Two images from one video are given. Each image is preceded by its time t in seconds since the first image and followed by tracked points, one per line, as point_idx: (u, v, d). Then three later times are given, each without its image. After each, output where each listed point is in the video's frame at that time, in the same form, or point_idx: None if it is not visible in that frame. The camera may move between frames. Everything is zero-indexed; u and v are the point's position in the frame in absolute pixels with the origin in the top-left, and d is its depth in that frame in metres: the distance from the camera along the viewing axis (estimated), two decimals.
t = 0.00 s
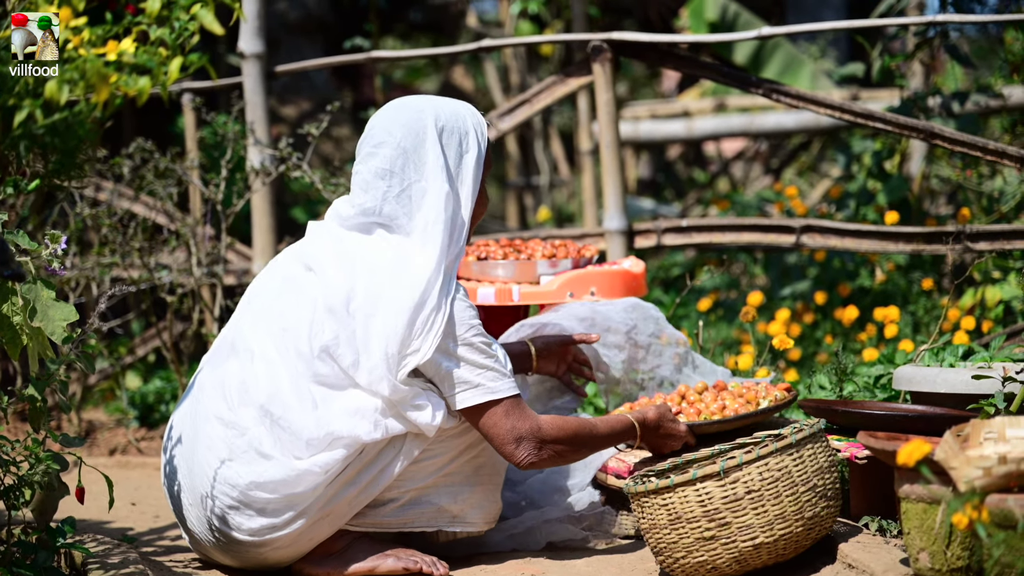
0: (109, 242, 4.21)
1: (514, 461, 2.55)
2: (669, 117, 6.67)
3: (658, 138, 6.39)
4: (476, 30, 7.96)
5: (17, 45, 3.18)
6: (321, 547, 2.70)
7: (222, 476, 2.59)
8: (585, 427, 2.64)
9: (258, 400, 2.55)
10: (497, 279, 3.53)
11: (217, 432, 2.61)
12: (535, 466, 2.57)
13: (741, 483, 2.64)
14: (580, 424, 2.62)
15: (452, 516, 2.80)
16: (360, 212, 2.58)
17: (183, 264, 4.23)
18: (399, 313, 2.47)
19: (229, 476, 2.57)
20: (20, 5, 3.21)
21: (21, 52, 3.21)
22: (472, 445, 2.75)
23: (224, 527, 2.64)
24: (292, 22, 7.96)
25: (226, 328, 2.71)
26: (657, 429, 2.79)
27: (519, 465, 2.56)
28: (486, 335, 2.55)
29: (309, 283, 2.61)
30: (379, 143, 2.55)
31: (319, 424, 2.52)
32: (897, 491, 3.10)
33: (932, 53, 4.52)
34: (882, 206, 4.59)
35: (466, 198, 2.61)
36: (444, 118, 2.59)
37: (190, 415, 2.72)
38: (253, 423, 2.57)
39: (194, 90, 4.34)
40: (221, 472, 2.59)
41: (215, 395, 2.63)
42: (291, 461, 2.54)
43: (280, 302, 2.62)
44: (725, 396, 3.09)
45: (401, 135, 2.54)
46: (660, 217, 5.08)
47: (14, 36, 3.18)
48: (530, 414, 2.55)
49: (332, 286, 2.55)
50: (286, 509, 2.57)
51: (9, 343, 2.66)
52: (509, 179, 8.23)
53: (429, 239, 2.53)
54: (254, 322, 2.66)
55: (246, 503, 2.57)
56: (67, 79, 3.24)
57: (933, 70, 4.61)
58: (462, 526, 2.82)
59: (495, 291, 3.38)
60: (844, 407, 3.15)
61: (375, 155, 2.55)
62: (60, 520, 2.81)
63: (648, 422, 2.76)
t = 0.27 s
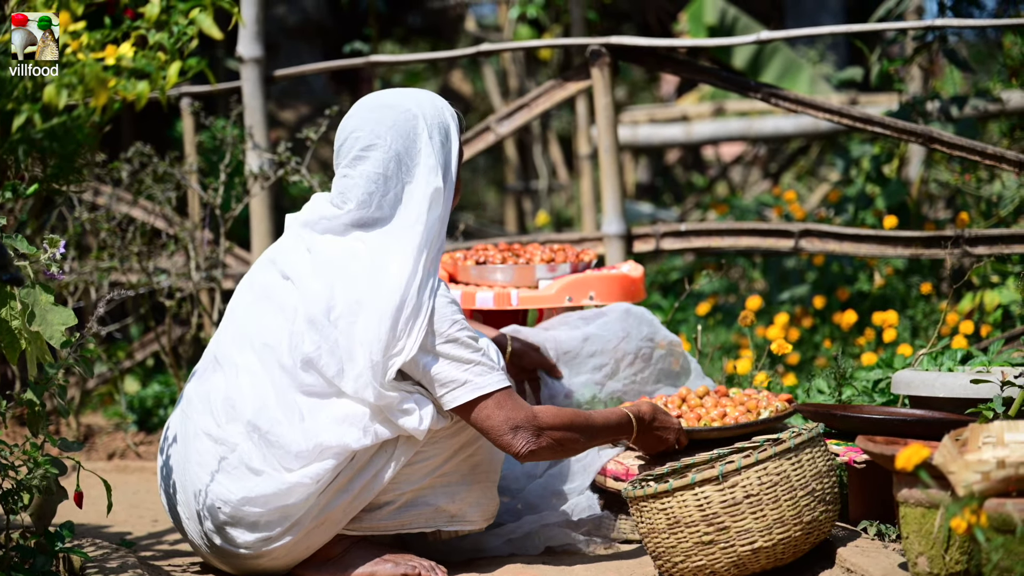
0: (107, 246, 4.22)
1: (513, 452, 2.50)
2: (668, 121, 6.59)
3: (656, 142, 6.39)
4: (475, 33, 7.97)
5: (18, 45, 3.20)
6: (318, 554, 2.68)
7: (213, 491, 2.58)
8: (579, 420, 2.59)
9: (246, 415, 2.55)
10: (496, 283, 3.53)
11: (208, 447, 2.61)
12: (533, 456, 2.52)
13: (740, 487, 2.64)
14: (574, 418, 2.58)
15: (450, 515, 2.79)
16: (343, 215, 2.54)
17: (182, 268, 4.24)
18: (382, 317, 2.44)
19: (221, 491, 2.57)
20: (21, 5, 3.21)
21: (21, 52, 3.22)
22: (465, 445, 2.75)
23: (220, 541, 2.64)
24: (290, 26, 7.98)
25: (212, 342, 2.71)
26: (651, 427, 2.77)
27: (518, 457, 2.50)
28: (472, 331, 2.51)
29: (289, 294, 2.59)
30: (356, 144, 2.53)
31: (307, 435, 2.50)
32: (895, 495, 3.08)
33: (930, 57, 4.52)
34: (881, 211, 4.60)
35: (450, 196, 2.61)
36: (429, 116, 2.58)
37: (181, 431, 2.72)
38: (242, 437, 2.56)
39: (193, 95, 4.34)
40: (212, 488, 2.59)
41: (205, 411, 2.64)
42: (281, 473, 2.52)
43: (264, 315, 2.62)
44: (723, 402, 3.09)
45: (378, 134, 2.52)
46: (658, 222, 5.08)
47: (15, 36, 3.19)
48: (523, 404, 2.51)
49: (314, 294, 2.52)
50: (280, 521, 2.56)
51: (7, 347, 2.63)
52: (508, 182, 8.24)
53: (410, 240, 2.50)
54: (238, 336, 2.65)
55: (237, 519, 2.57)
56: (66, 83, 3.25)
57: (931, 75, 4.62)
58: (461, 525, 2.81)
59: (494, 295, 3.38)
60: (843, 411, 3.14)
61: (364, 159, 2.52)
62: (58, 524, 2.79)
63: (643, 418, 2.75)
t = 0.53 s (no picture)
0: (106, 247, 4.23)
1: (502, 453, 2.44)
2: (668, 120, 6.52)
3: (654, 142, 6.40)
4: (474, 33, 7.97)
5: (18, 45, 3.20)
6: (316, 555, 2.69)
7: (206, 498, 2.59)
8: (569, 424, 2.55)
9: (235, 423, 2.54)
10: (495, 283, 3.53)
11: (201, 455, 2.61)
12: (524, 458, 2.46)
13: (738, 487, 2.64)
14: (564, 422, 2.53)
15: (449, 513, 2.79)
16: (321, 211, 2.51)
17: (180, 268, 4.24)
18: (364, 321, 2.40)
19: (214, 499, 2.58)
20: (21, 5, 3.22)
21: (21, 52, 3.21)
22: (461, 444, 2.73)
23: (216, 547, 2.65)
24: (288, 27, 7.96)
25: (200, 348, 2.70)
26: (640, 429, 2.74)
27: (507, 458, 2.45)
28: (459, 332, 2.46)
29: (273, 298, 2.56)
30: (337, 143, 2.51)
31: (296, 443, 2.49)
32: (893, 496, 3.09)
33: (929, 58, 4.53)
34: (879, 211, 4.60)
35: (435, 195, 2.54)
36: (410, 115, 2.52)
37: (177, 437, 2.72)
38: (233, 445, 2.56)
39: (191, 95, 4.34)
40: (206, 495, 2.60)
41: (197, 419, 2.63)
42: (273, 481, 2.53)
43: (248, 321, 2.59)
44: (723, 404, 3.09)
45: (358, 132, 2.49)
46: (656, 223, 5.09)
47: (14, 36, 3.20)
48: (511, 405, 2.47)
49: (297, 298, 2.49)
50: (274, 529, 2.57)
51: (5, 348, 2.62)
52: (507, 182, 8.24)
53: (390, 241, 2.46)
54: (223, 343, 2.63)
55: (231, 527, 2.58)
56: (64, 83, 3.30)
57: (929, 76, 4.62)
58: (460, 522, 2.81)
59: (492, 295, 3.37)
60: (841, 412, 3.14)
61: (339, 152, 2.50)
62: (56, 525, 2.77)
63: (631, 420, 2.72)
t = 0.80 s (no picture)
0: (105, 247, 4.24)
1: (492, 454, 2.38)
2: (666, 121, 6.55)
3: (653, 143, 6.40)
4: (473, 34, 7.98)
5: (18, 45, 3.20)
6: (315, 556, 2.69)
7: (203, 501, 2.59)
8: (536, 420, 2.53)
9: (227, 427, 2.54)
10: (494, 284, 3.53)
11: (195, 459, 2.61)
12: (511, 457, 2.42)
13: (737, 488, 2.63)
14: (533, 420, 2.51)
15: (447, 511, 2.80)
16: (311, 209, 2.50)
17: (179, 269, 4.25)
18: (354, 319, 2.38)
19: (210, 503, 2.57)
20: (22, 5, 3.23)
21: (21, 52, 3.22)
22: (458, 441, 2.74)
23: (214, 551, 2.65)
24: (288, 27, 7.96)
25: (190, 350, 2.69)
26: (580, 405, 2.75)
27: (497, 460, 2.39)
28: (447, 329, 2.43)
29: (261, 301, 2.54)
30: (336, 133, 2.48)
31: (289, 445, 2.49)
32: (892, 497, 3.09)
33: (928, 58, 4.53)
34: (878, 212, 4.60)
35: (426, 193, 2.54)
36: (415, 112, 2.53)
37: (172, 441, 2.72)
38: (226, 448, 2.56)
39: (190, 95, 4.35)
40: (203, 499, 2.60)
41: (191, 424, 2.64)
42: (268, 483, 2.52)
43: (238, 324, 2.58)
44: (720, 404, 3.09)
45: (358, 123, 2.47)
46: (656, 223, 5.09)
47: (14, 36, 3.21)
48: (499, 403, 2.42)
49: (286, 299, 2.48)
50: (272, 531, 2.56)
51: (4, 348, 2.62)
52: (506, 183, 8.25)
53: (378, 237, 2.44)
54: (214, 346, 2.62)
55: (228, 530, 2.58)
56: (63, 83, 3.28)
57: (928, 76, 4.63)
58: (459, 520, 2.82)
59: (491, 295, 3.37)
60: (840, 412, 3.13)
61: (342, 142, 2.48)
62: (55, 525, 2.78)
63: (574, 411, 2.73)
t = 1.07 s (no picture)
0: (105, 248, 4.26)
1: (490, 444, 2.50)
2: (665, 123, 6.57)
3: (652, 144, 6.40)
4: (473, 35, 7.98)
5: (18, 45, 3.20)
6: (313, 557, 2.70)
7: (200, 506, 2.59)
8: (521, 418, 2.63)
9: (219, 435, 2.53)
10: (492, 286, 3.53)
11: (190, 466, 2.60)
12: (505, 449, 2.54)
13: (736, 490, 2.63)
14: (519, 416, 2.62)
15: (444, 507, 2.78)
16: (289, 214, 2.50)
17: (179, 270, 4.25)
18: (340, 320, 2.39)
19: (207, 508, 2.57)
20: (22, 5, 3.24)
21: (21, 52, 3.21)
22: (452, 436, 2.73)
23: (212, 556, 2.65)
24: (287, 28, 7.97)
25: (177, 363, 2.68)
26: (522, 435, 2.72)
27: (493, 449, 2.51)
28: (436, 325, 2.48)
29: (244, 308, 2.53)
30: (307, 133, 2.52)
31: (282, 449, 2.48)
32: (891, 498, 3.08)
33: (927, 60, 4.54)
34: (877, 213, 4.60)
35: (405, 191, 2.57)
36: (384, 107, 2.56)
37: (164, 451, 2.71)
38: (220, 455, 2.55)
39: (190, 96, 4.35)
40: (199, 505, 2.59)
41: (183, 436, 2.63)
42: (263, 487, 2.51)
43: (224, 332, 2.58)
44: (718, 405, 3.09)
45: (326, 121, 2.51)
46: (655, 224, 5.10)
47: (14, 37, 3.21)
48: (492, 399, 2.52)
49: (267, 304, 2.47)
50: (268, 533, 2.56)
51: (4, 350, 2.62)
52: (505, 184, 8.25)
53: (359, 235, 2.44)
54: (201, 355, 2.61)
55: (226, 534, 2.57)
56: (63, 83, 3.35)
57: (927, 78, 4.63)
58: (456, 515, 2.80)
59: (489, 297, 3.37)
60: (839, 414, 3.13)
61: (312, 140, 2.52)
62: (54, 526, 2.78)
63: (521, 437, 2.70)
